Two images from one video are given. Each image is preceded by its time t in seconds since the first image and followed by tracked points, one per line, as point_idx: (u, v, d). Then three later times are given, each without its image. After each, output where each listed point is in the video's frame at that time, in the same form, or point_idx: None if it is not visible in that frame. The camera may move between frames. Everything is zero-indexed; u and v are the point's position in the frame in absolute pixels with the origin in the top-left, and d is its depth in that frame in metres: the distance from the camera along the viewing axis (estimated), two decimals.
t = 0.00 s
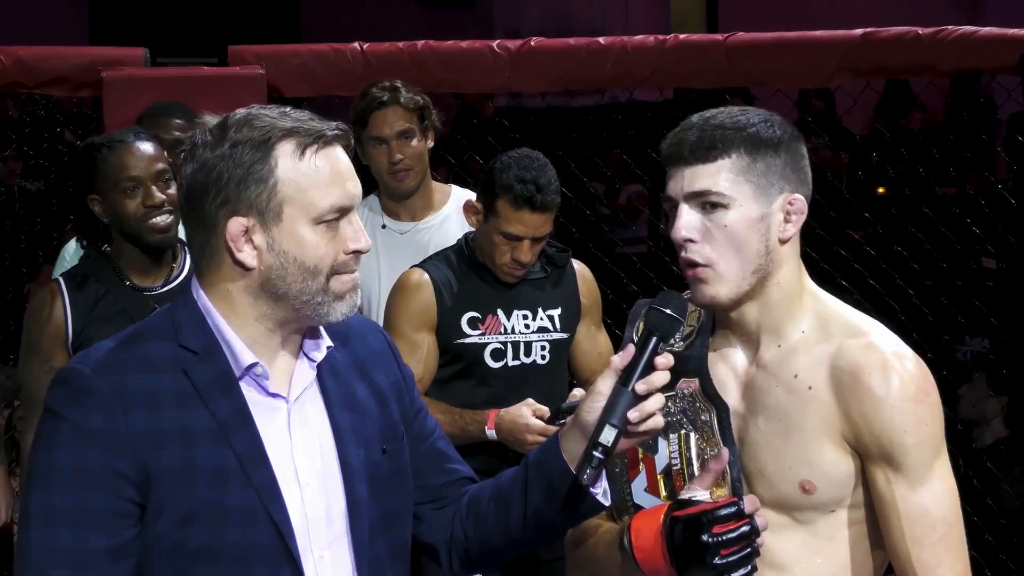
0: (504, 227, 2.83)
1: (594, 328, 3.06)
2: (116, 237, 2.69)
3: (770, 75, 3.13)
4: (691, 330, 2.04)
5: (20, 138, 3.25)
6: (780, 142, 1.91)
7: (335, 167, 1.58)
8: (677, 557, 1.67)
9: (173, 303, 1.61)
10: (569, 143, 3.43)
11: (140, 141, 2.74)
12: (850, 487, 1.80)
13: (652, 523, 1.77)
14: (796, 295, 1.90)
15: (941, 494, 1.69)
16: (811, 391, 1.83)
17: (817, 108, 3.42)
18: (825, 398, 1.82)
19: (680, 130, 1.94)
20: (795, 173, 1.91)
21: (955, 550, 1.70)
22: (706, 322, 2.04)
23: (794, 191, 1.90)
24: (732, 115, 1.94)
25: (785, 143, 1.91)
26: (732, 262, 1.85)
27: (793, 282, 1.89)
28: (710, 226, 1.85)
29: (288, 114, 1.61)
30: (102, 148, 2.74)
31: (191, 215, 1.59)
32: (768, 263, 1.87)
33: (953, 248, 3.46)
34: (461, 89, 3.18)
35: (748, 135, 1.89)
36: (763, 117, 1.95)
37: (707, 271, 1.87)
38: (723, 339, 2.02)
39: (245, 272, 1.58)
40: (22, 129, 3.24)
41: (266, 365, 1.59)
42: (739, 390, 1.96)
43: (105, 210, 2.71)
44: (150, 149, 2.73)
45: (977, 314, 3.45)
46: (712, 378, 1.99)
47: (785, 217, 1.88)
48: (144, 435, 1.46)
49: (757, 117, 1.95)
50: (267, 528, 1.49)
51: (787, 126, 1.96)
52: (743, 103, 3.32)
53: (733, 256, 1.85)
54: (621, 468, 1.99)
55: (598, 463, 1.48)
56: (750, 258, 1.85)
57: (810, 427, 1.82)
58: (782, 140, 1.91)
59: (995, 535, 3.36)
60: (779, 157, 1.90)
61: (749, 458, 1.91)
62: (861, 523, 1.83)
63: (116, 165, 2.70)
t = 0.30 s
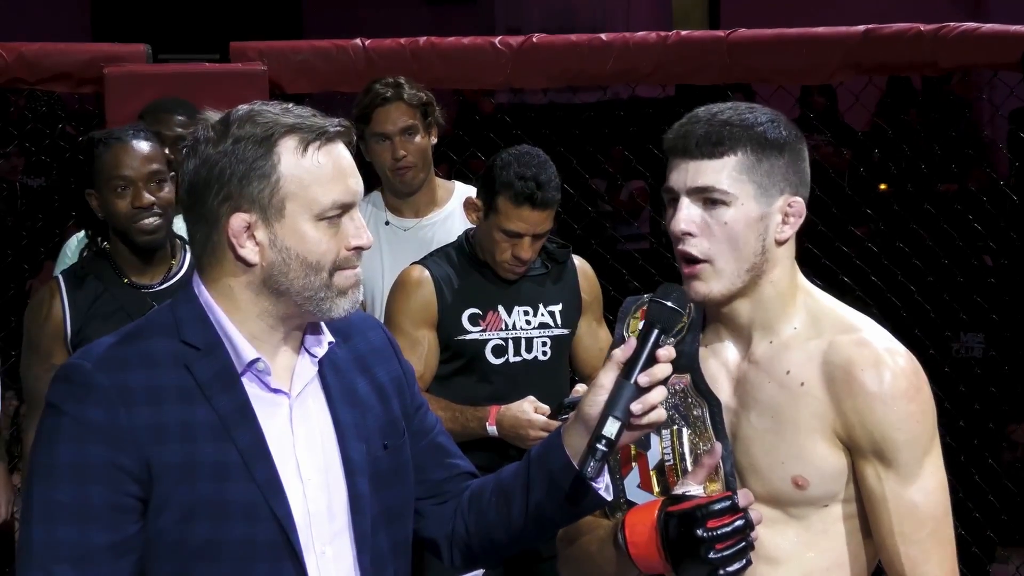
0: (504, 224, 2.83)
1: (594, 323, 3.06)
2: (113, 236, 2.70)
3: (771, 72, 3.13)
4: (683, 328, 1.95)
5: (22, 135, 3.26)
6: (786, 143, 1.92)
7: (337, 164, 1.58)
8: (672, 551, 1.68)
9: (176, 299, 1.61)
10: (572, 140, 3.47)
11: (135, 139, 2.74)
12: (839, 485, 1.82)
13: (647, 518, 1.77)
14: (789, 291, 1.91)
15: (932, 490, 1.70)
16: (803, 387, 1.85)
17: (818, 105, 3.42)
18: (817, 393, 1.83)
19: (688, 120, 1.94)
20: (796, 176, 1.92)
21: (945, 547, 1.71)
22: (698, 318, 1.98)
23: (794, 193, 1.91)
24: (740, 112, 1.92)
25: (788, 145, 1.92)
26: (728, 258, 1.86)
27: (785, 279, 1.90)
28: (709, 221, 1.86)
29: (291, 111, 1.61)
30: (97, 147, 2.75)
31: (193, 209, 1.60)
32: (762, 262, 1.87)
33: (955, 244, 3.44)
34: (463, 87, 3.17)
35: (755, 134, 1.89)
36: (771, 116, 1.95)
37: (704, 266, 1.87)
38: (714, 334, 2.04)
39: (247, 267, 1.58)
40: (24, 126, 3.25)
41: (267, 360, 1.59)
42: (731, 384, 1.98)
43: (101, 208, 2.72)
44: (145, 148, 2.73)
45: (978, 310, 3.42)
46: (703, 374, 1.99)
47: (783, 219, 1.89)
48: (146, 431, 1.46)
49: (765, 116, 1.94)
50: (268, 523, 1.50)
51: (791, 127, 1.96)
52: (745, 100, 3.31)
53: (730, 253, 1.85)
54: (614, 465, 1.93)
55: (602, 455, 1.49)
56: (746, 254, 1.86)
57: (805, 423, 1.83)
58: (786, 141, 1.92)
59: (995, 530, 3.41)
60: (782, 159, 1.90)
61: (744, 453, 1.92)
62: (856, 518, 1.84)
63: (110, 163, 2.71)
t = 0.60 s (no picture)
0: (504, 220, 2.83)
1: (594, 318, 3.06)
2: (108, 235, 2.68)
3: (773, 68, 3.13)
4: (685, 320, 2.02)
5: (24, 131, 3.32)
6: (792, 142, 1.90)
7: (335, 160, 1.58)
8: (676, 547, 1.68)
9: (175, 295, 1.61)
10: (573, 136, 3.43)
11: (133, 136, 2.70)
12: (845, 483, 1.82)
13: (651, 513, 1.77)
14: (796, 288, 1.90)
15: (939, 490, 1.72)
16: (811, 385, 1.84)
17: (819, 101, 3.35)
18: (824, 392, 1.83)
19: (695, 118, 1.94)
20: (803, 175, 1.91)
21: (950, 548, 1.72)
22: (702, 312, 2.03)
23: (799, 195, 1.90)
24: (747, 110, 1.92)
25: (796, 144, 1.91)
26: (728, 259, 1.85)
27: (793, 275, 1.89)
28: (711, 224, 1.85)
29: (289, 107, 1.61)
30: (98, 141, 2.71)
31: (192, 206, 1.60)
32: (764, 264, 1.87)
33: (956, 239, 3.43)
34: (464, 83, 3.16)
35: (762, 134, 1.89)
36: (780, 113, 1.94)
37: (705, 266, 1.86)
38: (719, 329, 2.01)
39: (246, 263, 1.58)
40: (24, 122, 3.29)
41: (266, 357, 1.60)
42: (736, 380, 1.96)
43: (99, 204, 2.71)
44: (144, 147, 2.69)
45: (979, 305, 3.44)
46: (709, 369, 1.98)
47: (788, 220, 1.88)
48: (145, 427, 1.46)
49: (773, 113, 1.93)
50: (269, 519, 1.50)
51: (801, 125, 1.95)
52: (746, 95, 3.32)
53: (730, 255, 1.85)
54: (618, 459, 2.00)
55: (603, 448, 1.48)
56: (746, 258, 1.85)
57: (810, 420, 1.83)
58: (794, 141, 1.91)
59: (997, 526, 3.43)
60: (788, 160, 1.89)
61: (748, 450, 1.91)
62: (861, 514, 1.85)
63: (107, 159, 2.67)
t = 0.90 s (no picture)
0: (504, 213, 2.83)
1: (594, 312, 3.06)
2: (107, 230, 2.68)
3: (774, 63, 3.12)
4: (702, 314, 2.05)
5: (24, 124, 3.32)
6: (806, 138, 1.90)
7: (333, 153, 1.59)
8: (683, 542, 1.68)
9: (172, 289, 1.62)
10: (573, 130, 3.42)
11: (133, 132, 2.69)
12: (856, 483, 1.83)
13: (659, 506, 1.77)
14: (813, 287, 1.90)
15: (950, 494, 1.72)
16: (825, 383, 1.85)
17: (821, 94, 3.43)
18: (837, 391, 1.83)
19: (708, 112, 1.93)
20: (815, 171, 1.90)
21: (960, 551, 1.73)
22: (718, 306, 2.04)
23: (810, 193, 1.89)
24: (759, 105, 1.92)
25: (808, 140, 1.90)
26: (739, 255, 1.85)
27: (807, 272, 1.88)
28: (719, 219, 1.86)
29: (285, 101, 1.61)
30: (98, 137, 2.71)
31: (190, 200, 1.60)
32: (776, 260, 1.86)
33: (956, 234, 3.44)
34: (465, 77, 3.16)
35: (772, 130, 1.88)
36: (793, 108, 1.93)
37: (715, 261, 1.86)
38: (735, 325, 2.02)
39: (242, 257, 1.58)
40: (25, 115, 3.29)
41: (263, 351, 1.60)
42: (751, 375, 1.97)
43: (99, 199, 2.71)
44: (143, 143, 2.69)
45: (980, 300, 3.44)
46: (724, 364, 1.99)
47: (799, 217, 1.88)
48: (142, 422, 1.47)
49: (785, 107, 1.93)
50: (266, 513, 1.50)
51: (817, 120, 1.94)
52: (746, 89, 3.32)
53: (740, 250, 1.85)
54: (630, 451, 2.00)
55: (602, 442, 1.49)
56: (757, 254, 1.85)
57: (823, 419, 1.84)
58: (806, 137, 1.90)
59: (999, 521, 3.39)
60: (799, 156, 1.88)
61: (760, 445, 1.92)
62: (869, 514, 1.85)
63: (106, 155, 2.67)
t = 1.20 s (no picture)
0: (504, 207, 2.83)
1: (595, 307, 3.06)
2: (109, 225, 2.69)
3: (776, 59, 3.12)
4: (717, 311, 2.06)
5: (25, 117, 3.29)
6: (818, 134, 1.90)
7: (331, 148, 1.58)
8: (690, 541, 1.68)
9: (169, 284, 1.62)
10: (575, 125, 3.41)
11: (135, 127, 2.69)
12: (864, 485, 1.83)
13: (667, 503, 1.78)
14: (826, 285, 1.90)
15: (958, 499, 1.72)
16: (835, 384, 1.85)
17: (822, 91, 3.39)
18: (847, 392, 1.83)
19: (721, 107, 1.95)
20: (828, 167, 1.90)
21: (963, 557, 1.72)
22: (734, 303, 2.05)
23: (822, 188, 1.89)
24: (772, 100, 1.92)
25: (821, 135, 1.90)
26: (749, 252, 1.86)
27: (820, 270, 1.89)
28: (729, 214, 1.87)
29: (282, 96, 1.61)
30: (100, 131, 2.70)
31: (186, 194, 1.60)
32: (787, 257, 1.87)
33: (958, 231, 3.43)
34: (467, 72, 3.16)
35: (784, 125, 1.89)
36: (806, 103, 1.93)
37: (728, 260, 1.88)
38: (749, 322, 2.02)
39: (239, 252, 1.58)
40: (27, 108, 3.28)
41: (259, 346, 1.60)
42: (762, 375, 1.98)
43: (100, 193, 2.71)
44: (144, 138, 2.69)
45: (982, 296, 3.45)
46: (736, 359, 1.99)
47: (810, 213, 1.88)
48: (137, 417, 1.47)
49: (799, 103, 1.93)
50: (262, 508, 1.50)
51: (831, 116, 1.94)
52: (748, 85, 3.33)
53: (751, 247, 1.86)
54: (643, 444, 2.00)
55: (605, 437, 1.49)
56: (767, 250, 1.86)
57: (832, 421, 1.84)
58: (819, 132, 1.90)
59: (999, 517, 3.44)
60: (810, 151, 1.89)
61: (771, 445, 1.92)
62: (876, 516, 1.86)
63: (107, 149, 2.67)
